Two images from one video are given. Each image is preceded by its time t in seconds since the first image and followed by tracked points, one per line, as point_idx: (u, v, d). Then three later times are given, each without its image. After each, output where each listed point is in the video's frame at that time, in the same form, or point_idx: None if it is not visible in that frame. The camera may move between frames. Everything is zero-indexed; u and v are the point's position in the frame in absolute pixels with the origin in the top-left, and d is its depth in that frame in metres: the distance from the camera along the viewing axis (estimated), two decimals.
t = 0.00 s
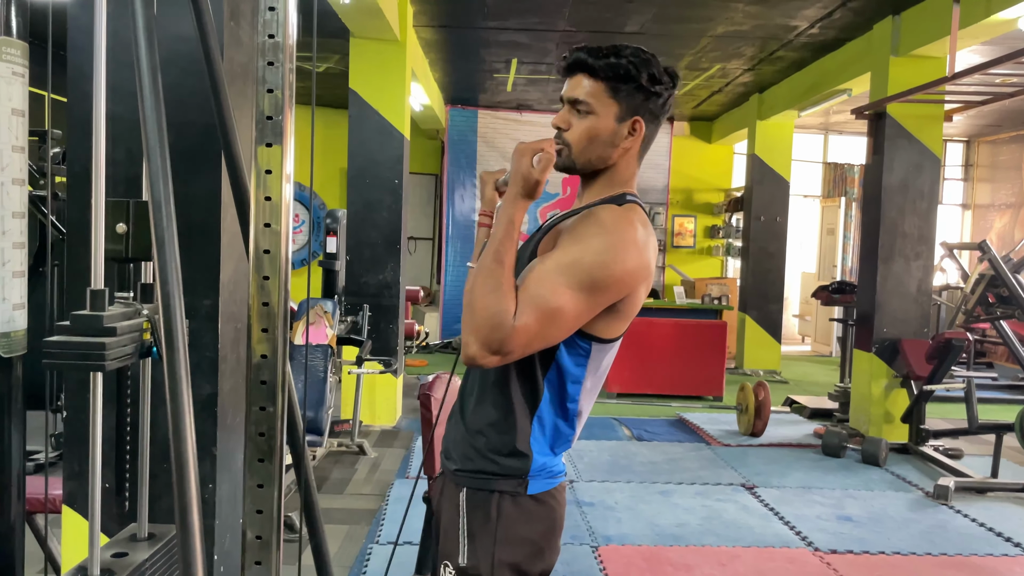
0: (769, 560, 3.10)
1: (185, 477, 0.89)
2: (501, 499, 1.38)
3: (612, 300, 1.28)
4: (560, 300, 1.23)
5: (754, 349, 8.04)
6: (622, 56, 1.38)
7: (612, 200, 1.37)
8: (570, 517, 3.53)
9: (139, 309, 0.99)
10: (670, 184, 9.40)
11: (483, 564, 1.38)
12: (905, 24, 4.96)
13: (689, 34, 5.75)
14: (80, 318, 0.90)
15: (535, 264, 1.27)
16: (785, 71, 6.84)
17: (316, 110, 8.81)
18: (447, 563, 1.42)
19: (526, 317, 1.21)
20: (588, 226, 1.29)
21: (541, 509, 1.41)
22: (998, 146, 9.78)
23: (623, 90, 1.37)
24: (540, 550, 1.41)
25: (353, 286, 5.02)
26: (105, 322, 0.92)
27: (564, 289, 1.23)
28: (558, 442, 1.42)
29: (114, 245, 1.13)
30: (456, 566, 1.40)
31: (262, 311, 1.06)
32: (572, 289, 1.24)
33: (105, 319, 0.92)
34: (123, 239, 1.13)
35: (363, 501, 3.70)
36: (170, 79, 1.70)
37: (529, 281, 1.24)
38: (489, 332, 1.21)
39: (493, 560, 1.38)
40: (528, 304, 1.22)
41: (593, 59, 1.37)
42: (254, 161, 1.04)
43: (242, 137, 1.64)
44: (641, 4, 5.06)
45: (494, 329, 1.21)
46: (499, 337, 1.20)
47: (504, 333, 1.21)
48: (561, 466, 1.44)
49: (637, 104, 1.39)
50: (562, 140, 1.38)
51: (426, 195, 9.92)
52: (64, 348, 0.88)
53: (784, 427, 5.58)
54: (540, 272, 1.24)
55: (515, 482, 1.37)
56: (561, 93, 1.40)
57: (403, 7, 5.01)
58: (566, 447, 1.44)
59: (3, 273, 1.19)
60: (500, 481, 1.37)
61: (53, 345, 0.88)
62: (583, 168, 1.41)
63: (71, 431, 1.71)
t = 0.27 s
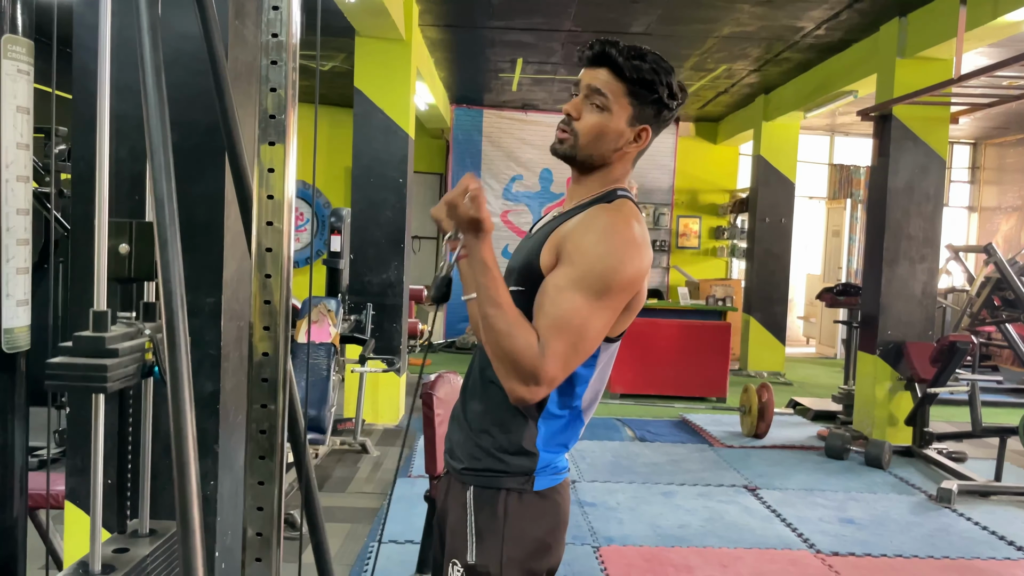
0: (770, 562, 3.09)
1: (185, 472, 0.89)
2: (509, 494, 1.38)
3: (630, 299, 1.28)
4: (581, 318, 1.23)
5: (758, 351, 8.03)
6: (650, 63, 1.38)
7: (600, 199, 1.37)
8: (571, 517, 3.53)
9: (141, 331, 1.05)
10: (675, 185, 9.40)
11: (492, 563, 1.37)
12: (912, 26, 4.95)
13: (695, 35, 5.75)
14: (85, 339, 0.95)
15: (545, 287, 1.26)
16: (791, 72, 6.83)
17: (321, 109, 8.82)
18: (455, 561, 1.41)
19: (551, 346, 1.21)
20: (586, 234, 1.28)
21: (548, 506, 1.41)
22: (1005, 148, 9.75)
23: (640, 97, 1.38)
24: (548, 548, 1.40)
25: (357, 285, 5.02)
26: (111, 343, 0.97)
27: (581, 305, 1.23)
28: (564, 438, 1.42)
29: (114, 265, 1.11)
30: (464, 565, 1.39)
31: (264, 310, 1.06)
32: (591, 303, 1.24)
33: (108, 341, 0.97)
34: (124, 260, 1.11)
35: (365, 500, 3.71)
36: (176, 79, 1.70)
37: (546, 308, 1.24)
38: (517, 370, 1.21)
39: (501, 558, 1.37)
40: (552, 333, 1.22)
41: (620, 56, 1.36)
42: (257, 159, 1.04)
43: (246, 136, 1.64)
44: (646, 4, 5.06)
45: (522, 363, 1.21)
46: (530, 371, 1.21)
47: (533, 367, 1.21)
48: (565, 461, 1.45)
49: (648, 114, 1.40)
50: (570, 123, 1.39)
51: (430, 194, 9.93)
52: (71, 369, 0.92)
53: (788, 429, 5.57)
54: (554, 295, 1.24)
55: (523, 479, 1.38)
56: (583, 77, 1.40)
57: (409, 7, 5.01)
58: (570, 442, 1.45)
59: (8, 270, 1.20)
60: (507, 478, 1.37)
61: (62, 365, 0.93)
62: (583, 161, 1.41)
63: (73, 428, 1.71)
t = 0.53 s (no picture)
0: (773, 560, 3.09)
1: (184, 459, 0.89)
2: (532, 485, 1.42)
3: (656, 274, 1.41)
4: (621, 315, 1.36)
5: (764, 349, 8.01)
6: (640, 60, 1.50)
7: (588, 191, 1.48)
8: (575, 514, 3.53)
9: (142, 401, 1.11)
10: (682, 182, 9.37)
11: (515, 551, 1.41)
12: (921, 23, 4.92)
13: (703, 31, 5.72)
14: (81, 419, 1.00)
15: (578, 306, 1.39)
16: (799, 69, 6.80)
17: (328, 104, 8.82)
18: (475, 550, 1.43)
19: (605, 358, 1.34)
20: (589, 237, 1.39)
21: (566, 497, 1.46)
22: (1015, 147, 9.69)
23: (633, 94, 1.51)
24: (564, 540, 1.45)
25: (362, 279, 5.02)
26: (108, 424, 1.02)
27: (615, 304, 1.36)
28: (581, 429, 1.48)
29: (117, 339, 1.11)
30: (484, 554, 1.41)
31: (267, 301, 1.06)
32: (624, 299, 1.36)
33: (108, 419, 1.02)
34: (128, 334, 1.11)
35: (369, 494, 3.71)
36: (180, 71, 1.69)
37: (587, 326, 1.37)
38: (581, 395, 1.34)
39: (524, 546, 1.41)
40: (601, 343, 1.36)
41: (618, 57, 1.48)
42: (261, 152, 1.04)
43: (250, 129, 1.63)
44: None
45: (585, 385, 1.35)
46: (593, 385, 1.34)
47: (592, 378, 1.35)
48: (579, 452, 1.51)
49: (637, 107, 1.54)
50: (571, 125, 1.49)
51: (437, 189, 9.92)
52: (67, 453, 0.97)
53: (793, 427, 5.55)
54: (590, 307, 1.37)
55: (546, 469, 1.42)
56: (579, 78, 1.50)
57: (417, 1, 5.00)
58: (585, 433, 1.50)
59: (11, 260, 1.21)
60: (530, 468, 1.41)
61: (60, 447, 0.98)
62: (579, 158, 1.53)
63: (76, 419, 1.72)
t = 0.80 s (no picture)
0: (778, 557, 3.07)
1: (189, 448, 0.88)
2: (573, 480, 1.50)
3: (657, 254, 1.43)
4: (627, 302, 1.39)
5: (770, 346, 7.98)
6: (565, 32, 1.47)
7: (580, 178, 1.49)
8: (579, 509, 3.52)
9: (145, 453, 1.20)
10: (689, 178, 9.34)
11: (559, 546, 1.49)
12: (932, 18, 4.88)
13: (711, 26, 5.69)
14: (82, 474, 1.07)
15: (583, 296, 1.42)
16: (807, 65, 6.76)
17: (334, 97, 8.80)
18: (519, 547, 1.50)
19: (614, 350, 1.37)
20: (587, 225, 1.41)
21: (603, 489, 1.54)
22: None
23: (580, 65, 1.48)
24: (602, 529, 1.54)
25: (367, 273, 5.00)
26: (109, 478, 1.09)
27: (621, 292, 1.39)
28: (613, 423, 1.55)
29: (120, 389, 1.18)
30: (529, 548, 1.49)
31: (272, 293, 1.04)
32: (629, 285, 1.39)
33: (108, 474, 1.10)
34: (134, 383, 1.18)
35: (373, 488, 3.70)
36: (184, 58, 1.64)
37: (594, 317, 1.40)
38: (592, 386, 1.39)
39: (567, 541, 1.49)
40: (610, 333, 1.40)
41: (546, 43, 1.45)
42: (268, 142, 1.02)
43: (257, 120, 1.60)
44: None
45: (597, 378, 1.40)
46: (606, 376, 1.40)
47: (603, 369, 1.40)
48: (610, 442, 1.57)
49: (590, 73, 1.51)
50: (544, 126, 1.47)
51: (443, 184, 9.91)
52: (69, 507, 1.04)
53: (798, 424, 5.53)
54: (595, 297, 1.40)
55: (584, 465, 1.50)
56: (526, 82, 1.47)
57: None
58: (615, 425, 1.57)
59: (14, 249, 1.20)
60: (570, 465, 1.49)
61: (60, 503, 1.05)
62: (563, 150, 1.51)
63: (81, 409, 1.71)
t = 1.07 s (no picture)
0: (788, 556, 3.05)
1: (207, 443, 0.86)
2: (587, 473, 1.43)
3: (668, 244, 1.36)
4: (634, 290, 1.32)
5: (775, 343, 7.96)
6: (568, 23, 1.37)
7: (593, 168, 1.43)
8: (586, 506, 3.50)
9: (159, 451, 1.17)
10: (694, 175, 9.31)
11: (570, 540, 1.42)
12: (943, 15, 4.85)
13: (720, 21, 5.66)
14: (96, 473, 1.05)
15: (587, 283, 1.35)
16: (815, 61, 6.73)
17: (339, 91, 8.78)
18: (529, 540, 1.44)
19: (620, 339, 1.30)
20: (596, 211, 1.35)
21: (618, 486, 1.48)
22: None
23: (586, 58, 1.38)
24: (614, 527, 1.47)
25: (373, 268, 4.98)
26: (124, 477, 1.07)
27: (628, 279, 1.32)
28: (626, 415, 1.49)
29: (134, 388, 1.15)
30: (539, 543, 1.43)
31: (289, 286, 1.02)
32: (637, 272, 1.32)
33: (123, 473, 1.07)
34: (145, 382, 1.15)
35: (379, 483, 3.69)
36: (199, 49, 1.63)
37: (597, 305, 1.33)
38: (593, 375, 1.33)
39: (578, 536, 1.42)
40: (615, 321, 1.32)
41: (549, 37, 1.36)
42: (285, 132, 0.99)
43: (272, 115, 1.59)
44: None
45: (600, 368, 1.33)
46: (610, 365, 1.32)
47: (607, 359, 1.33)
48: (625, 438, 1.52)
49: (596, 66, 1.41)
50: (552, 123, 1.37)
51: (447, 179, 9.88)
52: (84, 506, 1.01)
53: (804, 422, 5.51)
54: (601, 284, 1.33)
55: (599, 458, 1.44)
56: (532, 77, 1.38)
57: None
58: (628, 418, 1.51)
59: (27, 239, 1.17)
60: (584, 457, 1.43)
61: (75, 502, 1.02)
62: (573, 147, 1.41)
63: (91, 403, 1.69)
